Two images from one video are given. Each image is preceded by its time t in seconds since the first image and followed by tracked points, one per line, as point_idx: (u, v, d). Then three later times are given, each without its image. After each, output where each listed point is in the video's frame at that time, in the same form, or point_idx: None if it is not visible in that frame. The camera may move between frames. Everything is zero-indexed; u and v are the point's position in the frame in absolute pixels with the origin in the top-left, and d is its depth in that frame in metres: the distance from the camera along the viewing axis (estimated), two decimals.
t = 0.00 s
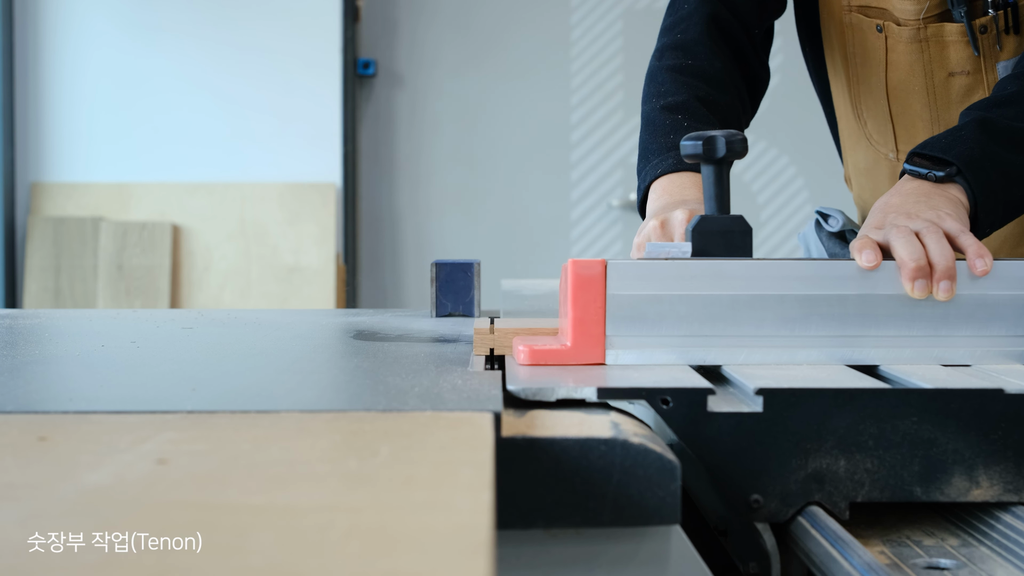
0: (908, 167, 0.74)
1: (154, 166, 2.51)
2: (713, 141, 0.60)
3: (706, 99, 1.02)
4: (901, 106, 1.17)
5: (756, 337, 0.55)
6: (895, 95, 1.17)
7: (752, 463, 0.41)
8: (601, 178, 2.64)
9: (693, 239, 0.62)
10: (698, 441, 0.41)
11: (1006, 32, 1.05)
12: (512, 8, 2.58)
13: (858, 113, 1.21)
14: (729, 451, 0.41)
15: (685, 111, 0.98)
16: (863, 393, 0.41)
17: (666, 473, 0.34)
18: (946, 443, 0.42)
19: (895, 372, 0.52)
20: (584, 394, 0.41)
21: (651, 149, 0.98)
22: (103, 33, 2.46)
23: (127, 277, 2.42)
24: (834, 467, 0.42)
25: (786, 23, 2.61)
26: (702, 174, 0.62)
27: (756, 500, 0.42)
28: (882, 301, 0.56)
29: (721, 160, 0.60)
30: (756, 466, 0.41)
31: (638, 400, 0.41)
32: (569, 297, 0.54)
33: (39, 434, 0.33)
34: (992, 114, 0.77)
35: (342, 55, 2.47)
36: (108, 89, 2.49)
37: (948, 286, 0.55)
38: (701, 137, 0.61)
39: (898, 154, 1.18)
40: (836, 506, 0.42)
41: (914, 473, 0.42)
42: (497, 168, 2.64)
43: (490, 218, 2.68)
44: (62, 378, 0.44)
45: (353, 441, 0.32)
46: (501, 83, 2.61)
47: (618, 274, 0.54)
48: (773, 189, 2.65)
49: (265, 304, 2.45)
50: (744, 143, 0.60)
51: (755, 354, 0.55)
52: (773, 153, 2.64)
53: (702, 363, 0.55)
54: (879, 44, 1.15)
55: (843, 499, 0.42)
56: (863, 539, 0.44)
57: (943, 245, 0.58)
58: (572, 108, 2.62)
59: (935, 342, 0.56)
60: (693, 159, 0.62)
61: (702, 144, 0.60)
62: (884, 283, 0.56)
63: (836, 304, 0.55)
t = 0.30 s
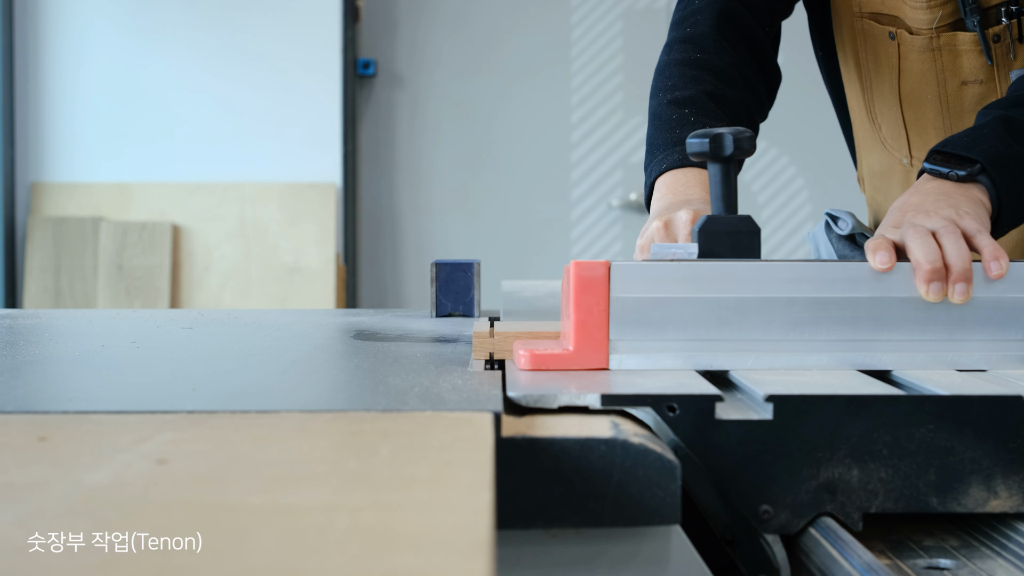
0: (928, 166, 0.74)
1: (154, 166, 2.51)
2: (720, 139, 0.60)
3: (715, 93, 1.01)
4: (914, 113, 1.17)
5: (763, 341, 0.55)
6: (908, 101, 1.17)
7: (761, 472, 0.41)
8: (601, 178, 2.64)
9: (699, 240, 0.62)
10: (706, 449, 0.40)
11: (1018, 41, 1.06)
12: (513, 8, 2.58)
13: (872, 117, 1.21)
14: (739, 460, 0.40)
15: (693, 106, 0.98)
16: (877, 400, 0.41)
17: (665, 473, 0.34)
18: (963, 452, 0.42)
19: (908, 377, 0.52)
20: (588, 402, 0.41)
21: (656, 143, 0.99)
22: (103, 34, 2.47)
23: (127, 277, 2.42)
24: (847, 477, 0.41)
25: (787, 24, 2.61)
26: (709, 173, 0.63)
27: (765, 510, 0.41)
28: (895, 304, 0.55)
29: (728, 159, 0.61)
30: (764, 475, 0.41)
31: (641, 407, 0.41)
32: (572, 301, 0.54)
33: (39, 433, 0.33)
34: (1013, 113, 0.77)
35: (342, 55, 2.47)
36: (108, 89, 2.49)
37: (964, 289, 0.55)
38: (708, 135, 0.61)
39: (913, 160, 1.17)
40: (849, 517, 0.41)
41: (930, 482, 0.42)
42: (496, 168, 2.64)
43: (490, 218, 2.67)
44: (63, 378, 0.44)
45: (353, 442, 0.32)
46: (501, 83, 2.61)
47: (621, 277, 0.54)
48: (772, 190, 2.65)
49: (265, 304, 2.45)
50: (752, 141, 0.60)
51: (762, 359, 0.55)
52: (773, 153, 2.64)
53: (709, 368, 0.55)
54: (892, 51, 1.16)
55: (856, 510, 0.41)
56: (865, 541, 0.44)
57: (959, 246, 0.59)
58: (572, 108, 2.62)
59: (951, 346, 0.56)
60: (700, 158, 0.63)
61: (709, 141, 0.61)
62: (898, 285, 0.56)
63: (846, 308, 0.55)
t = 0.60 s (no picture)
0: (929, 165, 0.74)
1: (154, 166, 2.51)
2: (719, 139, 0.60)
3: (719, 92, 1.01)
4: (915, 117, 1.17)
5: (761, 340, 0.55)
6: (909, 105, 1.17)
7: (759, 470, 0.40)
8: (601, 178, 2.64)
9: (697, 239, 0.62)
10: (704, 447, 0.40)
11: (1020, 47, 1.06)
12: (513, 8, 2.58)
13: (874, 118, 1.22)
14: (736, 457, 0.40)
15: (695, 104, 0.98)
16: (875, 399, 0.41)
17: (666, 473, 0.34)
18: (960, 450, 0.42)
19: (906, 379, 0.52)
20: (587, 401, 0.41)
21: (658, 141, 0.99)
22: (103, 34, 2.46)
23: (127, 277, 2.42)
24: (844, 474, 0.41)
25: (787, 23, 2.61)
26: (708, 173, 0.62)
27: (763, 508, 0.41)
28: (895, 303, 0.55)
29: (727, 159, 0.61)
30: (762, 472, 0.41)
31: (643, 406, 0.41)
32: (571, 300, 0.54)
33: (39, 434, 0.33)
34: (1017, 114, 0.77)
35: (342, 55, 2.47)
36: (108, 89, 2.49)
37: (963, 288, 0.55)
38: (707, 135, 0.61)
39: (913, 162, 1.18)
40: (847, 514, 0.41)
41: (926, 480, 0.42)
42: (496, 168, 2.64)
43: (490, 218, 2.67)
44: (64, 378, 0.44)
45: (353, 442, 0.32)
46: (502, 83, 2.61)
47: (620, 278, 0.53)
48: (772, 190, 2.65)
49: (265, 305, 2.45)
50: (751, 142, 0.60)
51: (760, 358, 0.55)
52: (773, 153, 2.64)
53: (707, 366, 0.55)
54: (893, 55, 1.15)
55: (853, 507, 0.41)
56: (864, 540, 0.44)
57: (960, 246, 0.59)
58: (572, 109, 2.62)
59: (948, 346, 0.56)
60: (698, 159, 0.62)
61: (708, 141, 0.61)
62: (897, 284, 0.56)
63: (846, 305, 0.55)
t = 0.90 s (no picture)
0: (908, 168, 0.74)
1: (154, 165, 2.51)
2: (708, 143, 0.60)
3: (705, 96, 1.01)
4: (899, 112, 1.17)
5: (748, 334, 0.55)
6: (893, 101, 1.17)
7: (743, 453, 0.42)
8: (601, 177, 2.64)
9: (686, 237, 0.62)
10: (691, 432, 0.41)
11: (1002, 41, 1.06)
12: (513, 9, 2.58)
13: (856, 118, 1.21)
14: (721, 442, 0.41)
15: (684, 109, 0.98)
16: (852, 386, 0.42)
17: (665, 473, 0.34)
18: (932, 436, 0.43)
19: (882, 368, 0.52)
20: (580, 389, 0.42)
21: (649, 146, 0.98)
22: (103, 35, 2.46)
23: (127, 277, 2.42)
24: (822, 459, 0.42)
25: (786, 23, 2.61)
26: (697, 175, 0.62)
27: (746, 490, 0.42)
28: (873, 299, 0.56)
29: (716, 162, 0.61)
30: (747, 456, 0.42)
31: (634, 395, 0.42)
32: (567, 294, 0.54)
33: (38, 434, 0.33)
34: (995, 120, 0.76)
35: (342, 56, 2.47)
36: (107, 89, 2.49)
37: (938, 284, 0.55)
38: (696, 139, 0.61)
39: (896, 158, 1.18)
40: (825, 497, 0.42)
41: (900, 463, 0.43)
42: (496, 168, 2.64)
43: (490, 218, 2.68)
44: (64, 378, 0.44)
45: (354, 442, 0.32)
46: (502, 83, 2.61)
47: (614, 274, 0.54)
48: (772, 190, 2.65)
49: (266, 305, 2.45)
50: (739, 146, 0.61)
51: (747, 350, 0.55)
52: (773, 153, 2.64)
53: (696, 359, 0.55)
54: (879, 51, 1.16)
55: (832, 490, 0.42)
56: (861, 535, 0.42)
57: (936, 245, 0.58)
58: (572, 109, 2.62)
59: (925, 338, 0.56)
60: (688, 161, 0.62)
61: (697, 145, 0.61)
62: (876, 281, 0.56)
63: (827, 300, 0.55)
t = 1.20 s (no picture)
0: (880, 172, 0.75)
1: (153, 165, 2.51)
2: (693, 148, 0.61)
3: (690, 103, 1.02)
4: (874, 104, 1.18)
5: (731, 325, 0.57)
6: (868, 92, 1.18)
7: (725, 432, 0.45)
8: (601, 177, 2.64)
9: (674, 235, 0.62)
10: (677, 417, 0.45)
11: (974, 31, 1.09)
12: (514, 9, 2.58)
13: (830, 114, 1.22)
14: (702, 422, 0.45)
15: (669, 116, 0.99)
16: (824, 372, 0.46)
17: (665, 473, 0.34)
18: (898, 418, 0.46)
19: (854, 357, 0.54)
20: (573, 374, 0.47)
21: (636, 152, 0.98)
22: (103, 35, 2.46)
23: (127, 277, 2.42)
24: (797, 440, 0.46)
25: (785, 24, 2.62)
26: (683, 179, 0.63)
27: (727, 468, 0.45)
28: (848, 294, 0.58)
29: (701, 166, 0.61)
30: (727, 436, 0.45)
31: (623, 380, 0.47)
32: (562, 288, 0.57)
33: (38, 433, 0.33)
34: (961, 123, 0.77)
35: (342, 56, 2.47)
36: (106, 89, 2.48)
37: (907, 280, 0.57)
38: (683, 143, 0.62)
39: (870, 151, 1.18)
40: (800, 475, 0.45)
41: (869, 444, 0.46)
42: (496, 168, 2.64)
43: (490, 218, 2.67)
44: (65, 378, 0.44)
45: (353, 442, 0.32)
46: (501, 83, 2.61)
47: (607, 269, 0.56)
48: (772, 191, 2.65)
49: (266, 305, 2.45)
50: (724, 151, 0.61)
51: (730, 340, 0.57)
52: (773, 153, 2.64)
53: (682, 349, 0.57)
54: (854, 44, 1.16)
55: (806, 468, 0.46)
56: (860, 534, 0.41)
57: (903, 243, 0.60)
58: (572, 108, 2.62)
59: (894, 330, 0.58)
60: (675, 165, 0.63)
61: (683, 149, 0.62)
62: (850, 277, 0.58)
63: (804, 296, 0.57)
